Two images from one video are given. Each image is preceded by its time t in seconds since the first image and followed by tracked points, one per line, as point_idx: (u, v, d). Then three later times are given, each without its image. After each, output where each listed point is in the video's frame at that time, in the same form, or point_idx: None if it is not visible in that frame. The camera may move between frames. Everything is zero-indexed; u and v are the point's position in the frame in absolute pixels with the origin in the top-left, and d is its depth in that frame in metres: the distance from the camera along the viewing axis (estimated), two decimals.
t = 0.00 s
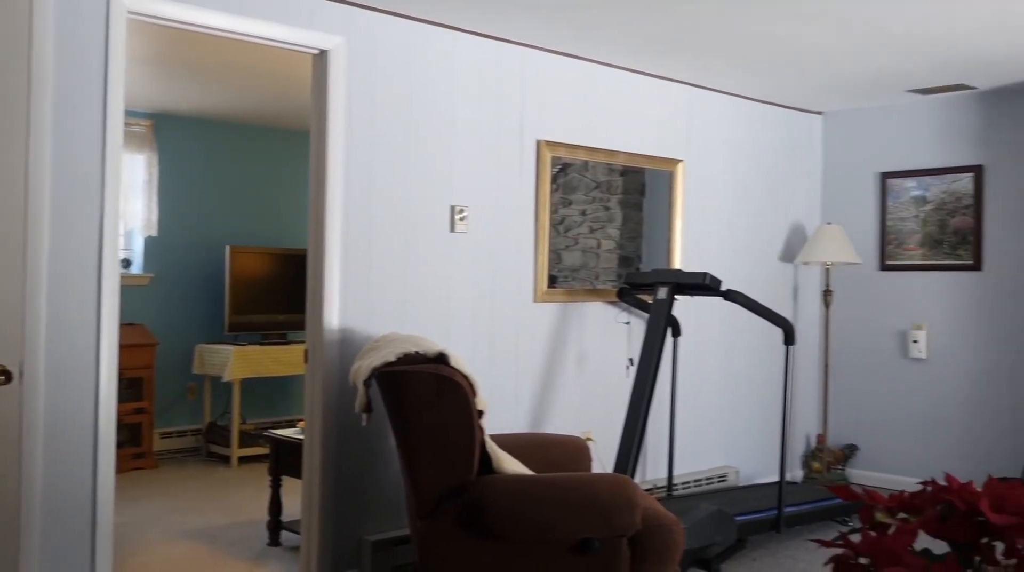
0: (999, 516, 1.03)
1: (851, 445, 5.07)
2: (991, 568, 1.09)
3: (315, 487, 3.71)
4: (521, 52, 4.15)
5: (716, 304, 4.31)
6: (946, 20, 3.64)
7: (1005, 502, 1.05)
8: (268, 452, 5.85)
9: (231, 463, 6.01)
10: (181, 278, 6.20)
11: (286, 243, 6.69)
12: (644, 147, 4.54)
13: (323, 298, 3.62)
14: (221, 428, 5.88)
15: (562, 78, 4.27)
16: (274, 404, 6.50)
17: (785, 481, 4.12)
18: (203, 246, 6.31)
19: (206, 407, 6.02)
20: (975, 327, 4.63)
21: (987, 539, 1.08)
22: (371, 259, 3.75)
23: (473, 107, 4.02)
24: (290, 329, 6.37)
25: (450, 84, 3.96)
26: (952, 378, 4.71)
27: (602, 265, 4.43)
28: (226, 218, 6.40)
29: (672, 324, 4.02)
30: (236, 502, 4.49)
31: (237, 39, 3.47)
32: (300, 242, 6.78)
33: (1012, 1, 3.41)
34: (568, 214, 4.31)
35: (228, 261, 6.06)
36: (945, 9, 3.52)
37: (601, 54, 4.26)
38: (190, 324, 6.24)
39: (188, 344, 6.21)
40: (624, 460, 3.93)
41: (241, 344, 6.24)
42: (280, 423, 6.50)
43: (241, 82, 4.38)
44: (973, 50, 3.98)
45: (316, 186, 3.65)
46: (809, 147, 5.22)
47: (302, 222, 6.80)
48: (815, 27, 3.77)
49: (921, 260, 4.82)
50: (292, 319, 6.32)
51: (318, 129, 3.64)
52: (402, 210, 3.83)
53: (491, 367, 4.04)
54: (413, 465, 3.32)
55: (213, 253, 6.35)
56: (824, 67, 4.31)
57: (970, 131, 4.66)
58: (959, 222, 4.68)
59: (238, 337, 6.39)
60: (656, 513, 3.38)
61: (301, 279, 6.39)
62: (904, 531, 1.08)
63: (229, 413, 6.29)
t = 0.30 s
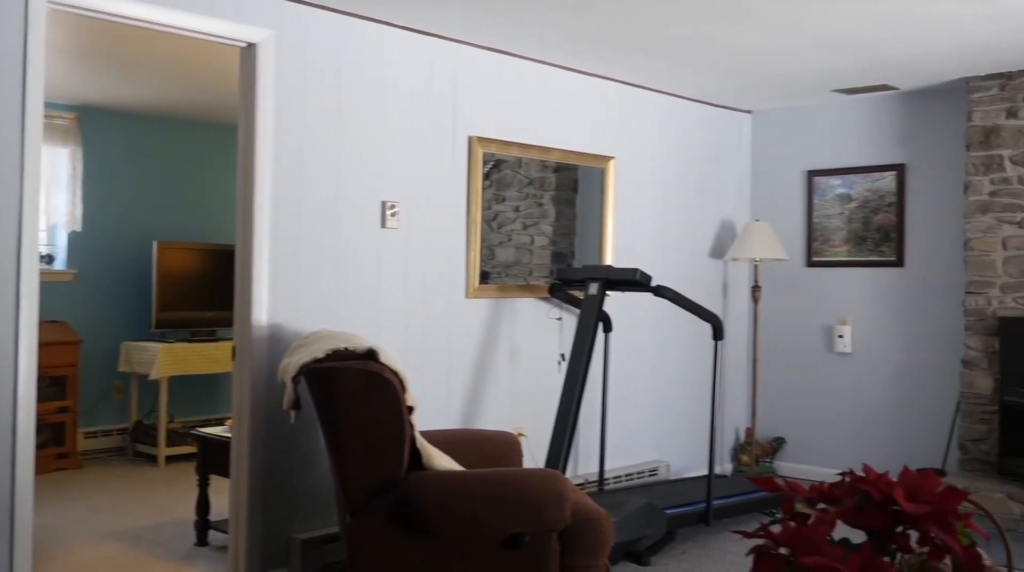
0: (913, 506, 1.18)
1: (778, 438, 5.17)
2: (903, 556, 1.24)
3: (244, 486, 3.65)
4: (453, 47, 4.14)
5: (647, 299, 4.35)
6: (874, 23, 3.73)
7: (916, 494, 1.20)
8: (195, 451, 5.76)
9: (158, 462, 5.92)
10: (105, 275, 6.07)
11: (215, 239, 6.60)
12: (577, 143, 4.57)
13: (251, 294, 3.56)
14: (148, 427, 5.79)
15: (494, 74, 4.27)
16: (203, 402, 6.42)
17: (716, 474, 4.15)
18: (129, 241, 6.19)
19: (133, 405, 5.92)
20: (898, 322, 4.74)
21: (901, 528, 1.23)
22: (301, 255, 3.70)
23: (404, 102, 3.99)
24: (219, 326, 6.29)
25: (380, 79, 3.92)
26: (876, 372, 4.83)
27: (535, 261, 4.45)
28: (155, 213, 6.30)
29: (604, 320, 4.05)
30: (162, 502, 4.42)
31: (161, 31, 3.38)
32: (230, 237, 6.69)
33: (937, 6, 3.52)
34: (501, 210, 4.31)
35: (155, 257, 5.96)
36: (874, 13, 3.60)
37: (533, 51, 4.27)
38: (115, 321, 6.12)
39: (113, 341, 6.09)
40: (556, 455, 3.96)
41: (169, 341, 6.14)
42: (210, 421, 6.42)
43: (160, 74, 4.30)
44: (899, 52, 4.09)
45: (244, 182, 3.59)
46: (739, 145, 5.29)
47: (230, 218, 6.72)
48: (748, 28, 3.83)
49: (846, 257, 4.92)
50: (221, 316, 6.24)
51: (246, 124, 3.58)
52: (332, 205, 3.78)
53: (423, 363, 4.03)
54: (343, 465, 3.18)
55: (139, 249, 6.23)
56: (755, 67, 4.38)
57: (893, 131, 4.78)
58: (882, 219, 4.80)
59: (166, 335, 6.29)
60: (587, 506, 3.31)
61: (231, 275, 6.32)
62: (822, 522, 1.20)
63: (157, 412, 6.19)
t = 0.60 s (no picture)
0: (829, 499, 1.43)
1: (707, 435, 5.25)
2: (818, 544, 1.50)
3: (168, 488, 3.58)
4: (382, 45, 4.11)
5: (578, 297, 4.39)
6: (802, 28, 3.80)
7: (833, 486, 1.45)
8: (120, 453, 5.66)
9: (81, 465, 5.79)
10: (24, 273, 5.91)
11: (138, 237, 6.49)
12: (508, 143, 4.58)
13: (176, 292, 3.48)
14: (70, 429, 5.66)
15: (425, 72, 4.26)
16: (129, 403, 6.30)
17: (644, 471, 4.21)
18: (49, 239, 6.03)
19: (54, 407, 5.78)
20: (823, 320, 4.84)
21: (816, 520, 1.49)
22: (228, 254, 3.63)
23: (333, 99, 3.95)
24: (145, 326, 6.18)
25: (309, 76, 3.87)
26: (802, 369, 4.93)
27: (467, 260, 4.45)
28: (79, 210, 6.17)
29: (534, 318, 4.07)
30: (81, 506, 4.32)
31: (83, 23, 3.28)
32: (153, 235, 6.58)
33: (863, 12, 3.60)
34: (433, 209, 4.31)
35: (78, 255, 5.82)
36: (802, 17, 3.68)
37: (464, 49, 4.27)
38: (35, 321, 5.96)
39: (32, 342, 5.94)
40: (486, 454, 3.97)
41: (92, 341, 6.01)
42: (136, 423, 6.31)
43: (73, 66, 4.19)
44: (825, 57, 4.18)
45: (169, 179, 3.50)
46: (668, 145, 5.36)
47: (154, 215, 6.60)
48: (680, 31, 3.87)
49: (773, 256, 5.02)
50: (147, 316, 6.14)
51: (171, 120, 3.49)
52: (260, 203, 3.72)
53: (352, 364, 4.00)
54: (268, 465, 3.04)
55: (60, 247, 6.08)
56: (685, 68, 4.44)
57: (817, 132, 4.89)
58: (807, 219, 4.89)
59: (89, 335, 6.15)
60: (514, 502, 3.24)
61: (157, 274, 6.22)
62: (741, 516, 1.46)
63: (80, 414, 6.06)
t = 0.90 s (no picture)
0: (745, 496, 1.48)
1: (635, 435, 5.31)
2: (736, 540, 1.56)
3: (85, 495, 3.49)
4: (309, 44, 4.08)
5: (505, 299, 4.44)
6: (730, 35, 3.87)
7: (750, 485, 1.49)
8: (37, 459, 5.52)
9: None
10: None
11: (54, 237, 6.33)
12: (437, 144, 4.58)
13: (94, 293, 3.38)
14: None
15: (351, 73, 4.23)
16: (46, 408, 6.15)
17: (572, 470, 4.24)
18: None
19: None
20: (749, 319, 4.95)
21: (734, 518, 1.54)
22: (149, 255, 3.54)
23: (257, 98, 3.89)
24: (64, 328, 6.04)
25: (232, 74, 3.81)
26: (728, 369, 5.02)
27: (396, 261, 4.44)
28: None
29: (462, 319, 4.08)
30: None
31: None
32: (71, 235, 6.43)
33: (787, 19, 3.67)
34: (363, 210, 4.28)
35: None
36: (729, 23, 3.74)
37: (393, 50, 4.26)
38: None
39: None
40: (414, 456, 3.95)
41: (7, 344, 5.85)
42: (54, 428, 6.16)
43: None
44: (750, 63, 4.26)
45: (87, 178, 3.41)
46: (597, 148, 5.43)
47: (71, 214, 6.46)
48: (610, 34, 3.91)
49: (699, 257, 5.11)
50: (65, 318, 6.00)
51: (88, 118, 3.40)
52: (182, 202, 3.64)
53: (278, 366, 3.96)
54: (189, 467, 2.93)
55: None
56: (614, 72, 4.48)
57: (742, 136, 4.99)
58: (732, 221, 5.00)
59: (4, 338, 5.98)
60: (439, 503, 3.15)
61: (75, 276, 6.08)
62: (660, 515, 1.51)
63: None
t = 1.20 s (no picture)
0: (662, 497, 1.50)
1: (563, 437, 5.40)
2: (654, 542, 1.57)
3: None
4: (232, 42, 4.02)
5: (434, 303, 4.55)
6: (655, 42, 3.95)
7: (668, 485, 1.52)
8: None
9: None
10: None
11: None
12: (363, 145, 4.57)
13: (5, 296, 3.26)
14: None
15: (276, 74, 4.19)
16: None
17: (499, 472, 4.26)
18: None
19: None
20: (675, 322, 5.08)
21: (652, 518, 1.56)
22: (65, 257, 3.43)
23: (179, 98, 3.82)
24: None
25: (154, 73, 3.73)
26: (653, 371, 5.14)
27: (324, 263, 4.40)
28: None
29: (389, 321, 4.07)
30: None
31: None
32: None
33: (709, 26, 3.73)
34: (290, 211, 4.24)
35: None
36: (652, 29, 3.78)
37: (318, 50, 4.23)
38: None
39: None
40: (339, 461, 3.92)
41: None
42: None
43: None
44: (674, 69, 4.35)
45: None
46: (525, 151, 5.52)
47: None
48: (535, 38, 3.93)
49: (627, 260, 5.23)
50: None
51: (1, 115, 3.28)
52: (99, 202, 3.54)
53: (201, 370, 3.89)
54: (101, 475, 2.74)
55: None
56: (541, 75, 4.51)
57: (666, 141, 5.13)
58: (658, 225, 5.13)
59: None
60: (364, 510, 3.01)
61: None
62: (581, 516, 1.51)
63: None
